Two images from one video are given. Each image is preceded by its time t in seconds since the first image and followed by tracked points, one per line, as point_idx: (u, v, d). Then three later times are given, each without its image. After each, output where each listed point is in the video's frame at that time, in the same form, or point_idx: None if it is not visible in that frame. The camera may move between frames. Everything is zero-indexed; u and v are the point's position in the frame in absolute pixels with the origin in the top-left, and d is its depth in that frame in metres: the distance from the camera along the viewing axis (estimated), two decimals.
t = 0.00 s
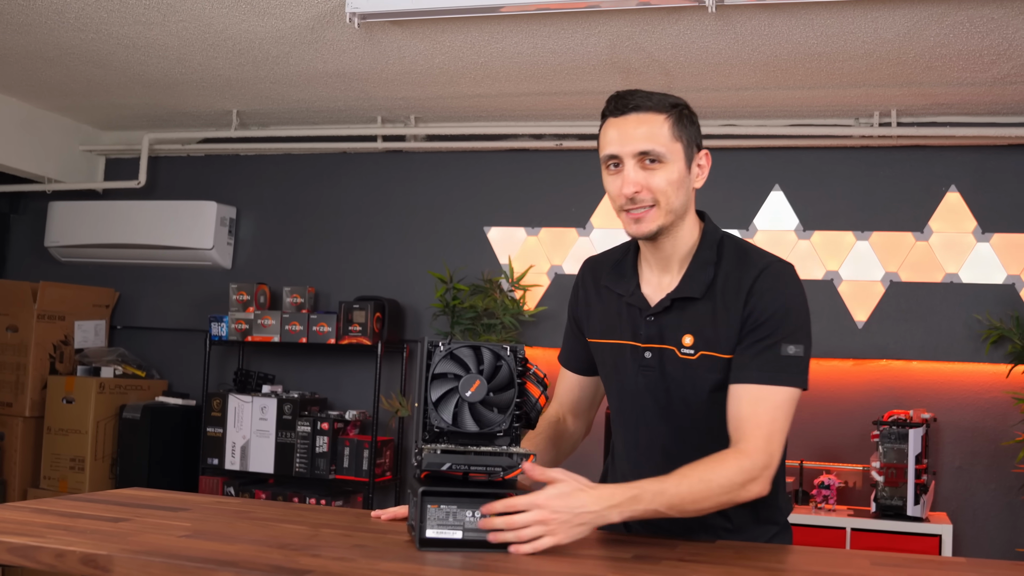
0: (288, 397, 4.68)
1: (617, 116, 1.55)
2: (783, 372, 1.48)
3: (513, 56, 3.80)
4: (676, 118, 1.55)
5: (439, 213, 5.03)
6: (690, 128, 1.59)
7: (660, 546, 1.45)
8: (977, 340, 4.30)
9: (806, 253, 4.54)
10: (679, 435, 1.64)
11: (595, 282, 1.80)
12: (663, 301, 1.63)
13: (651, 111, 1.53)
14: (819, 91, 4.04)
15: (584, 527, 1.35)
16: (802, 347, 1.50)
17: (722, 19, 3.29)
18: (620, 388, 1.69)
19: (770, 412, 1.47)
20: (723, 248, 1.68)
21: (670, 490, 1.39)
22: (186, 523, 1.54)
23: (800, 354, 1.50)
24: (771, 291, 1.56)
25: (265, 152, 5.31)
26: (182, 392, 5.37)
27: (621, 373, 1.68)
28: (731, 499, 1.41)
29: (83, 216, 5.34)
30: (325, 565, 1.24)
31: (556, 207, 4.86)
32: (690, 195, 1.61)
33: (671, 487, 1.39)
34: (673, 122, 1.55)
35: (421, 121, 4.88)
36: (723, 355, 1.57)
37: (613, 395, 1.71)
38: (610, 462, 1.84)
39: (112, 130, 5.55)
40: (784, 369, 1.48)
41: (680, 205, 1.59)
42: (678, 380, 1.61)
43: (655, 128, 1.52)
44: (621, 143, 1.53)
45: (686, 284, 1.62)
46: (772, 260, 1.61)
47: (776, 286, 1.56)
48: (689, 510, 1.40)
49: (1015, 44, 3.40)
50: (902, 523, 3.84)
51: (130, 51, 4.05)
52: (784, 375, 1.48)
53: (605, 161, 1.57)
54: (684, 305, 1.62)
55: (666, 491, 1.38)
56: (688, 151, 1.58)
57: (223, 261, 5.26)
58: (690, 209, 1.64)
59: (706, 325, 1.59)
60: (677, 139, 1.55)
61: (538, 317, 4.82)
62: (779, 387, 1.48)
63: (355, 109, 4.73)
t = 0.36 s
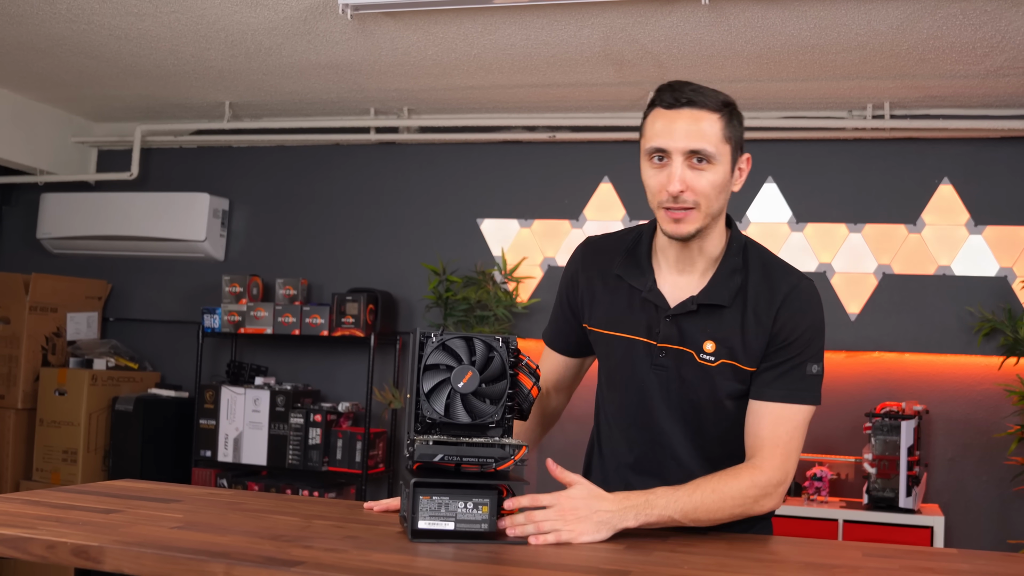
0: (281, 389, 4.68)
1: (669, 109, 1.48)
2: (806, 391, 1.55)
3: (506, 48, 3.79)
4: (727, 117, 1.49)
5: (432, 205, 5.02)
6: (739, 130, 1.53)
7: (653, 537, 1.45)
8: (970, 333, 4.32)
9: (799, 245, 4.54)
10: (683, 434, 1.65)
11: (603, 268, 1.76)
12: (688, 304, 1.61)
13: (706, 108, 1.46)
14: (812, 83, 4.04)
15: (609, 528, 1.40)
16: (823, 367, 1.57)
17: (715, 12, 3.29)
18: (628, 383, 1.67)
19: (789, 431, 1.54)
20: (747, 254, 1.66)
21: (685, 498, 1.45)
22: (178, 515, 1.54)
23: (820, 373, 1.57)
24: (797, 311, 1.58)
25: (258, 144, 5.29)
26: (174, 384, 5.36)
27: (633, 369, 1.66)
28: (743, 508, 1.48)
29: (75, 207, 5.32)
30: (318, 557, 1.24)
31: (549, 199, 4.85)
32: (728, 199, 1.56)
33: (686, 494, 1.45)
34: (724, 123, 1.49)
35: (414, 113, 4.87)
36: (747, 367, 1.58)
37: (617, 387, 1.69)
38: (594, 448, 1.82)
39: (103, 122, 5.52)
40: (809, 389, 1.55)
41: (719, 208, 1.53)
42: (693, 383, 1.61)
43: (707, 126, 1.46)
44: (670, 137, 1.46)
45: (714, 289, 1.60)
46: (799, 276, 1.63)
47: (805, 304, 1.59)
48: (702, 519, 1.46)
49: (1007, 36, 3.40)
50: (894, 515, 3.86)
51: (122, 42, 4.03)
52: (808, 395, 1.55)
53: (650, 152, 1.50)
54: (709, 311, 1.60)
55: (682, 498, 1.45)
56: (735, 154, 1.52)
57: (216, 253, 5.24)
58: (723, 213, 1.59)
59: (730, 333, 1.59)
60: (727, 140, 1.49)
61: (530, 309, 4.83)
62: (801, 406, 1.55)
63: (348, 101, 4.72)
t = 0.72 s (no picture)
0: (281, 385, 4.68)
1: (678, 120, 1.50)
2: (812, 411, 1.54)
3: (506, 43, 3.78)
4: (736, 136, 1.50)
5: (431, 201, 5.02)
6: (749, 150, 1.53)
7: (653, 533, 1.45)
8: (970, 328, 4.31)
9: (799, 240, 4.54)
10: (679, 436, 1.65)
11: (623, 261, 1.77)
12: (696, 310, 1.61)
13: (709, 126, 1.48)
14: (812, 78, 4.03)
15: (610, 526, 1.40)
16: (834, 389, 1.56)
17: (715, 7, 3.29)
18: (631, 379, 1.68)
19: (798, 453, 1.53)
20: (764, 268, 1.66)
21: (690, 506, 1.43)
22: (178, 510, 1.54)
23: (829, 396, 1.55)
24: (806, 331, 1.57)
25: (257, 140, 5.29)
26: (174, 380, 5.37)
27: (637, 367, 1.67)
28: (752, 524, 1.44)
29: (74, 203, 5.32)
30: (317, 552, 1.24)
31: (549, 195, 4.85)
32: (733, 215, 1.56)
33: (692, 502, 1.44)
34: (730, 142, 1.49)
35: (413, 108, 4.86)
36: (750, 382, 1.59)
37: (620, 380, 1.70)
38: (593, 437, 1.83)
39: (103, 117, 5.52)
40: (814, 409, 1.54)
41: (718, 223, 1.55)
42: (693, 389, 1.61)
43: (707, 144, 1.47)
44: (669, 150, 1.48)
45: (723, 300, 1.60)
46: (813, 296, 1.62)
47: (817, 326, 1.57)
48: (705, 530, 1.43)
49: (1008, 31, 3.39)
50: (893, 510, 3.86)
51: (121, 37, 4.03)
52: (813, 414, 1.54)
53: (658, 159, 1.53)
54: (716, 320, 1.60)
55: (689, 506, 1.43)
56: (739, 174, 1.53)
57: (215, 248, 5.24)
58: (733, 228, 1.60)
59: (735, 345, 1.59)
60: (728, 159, 1.50)
61: (530, 305, 4.82)
62: (810, 426, 1.54)
63: (347, 96, 4.71)
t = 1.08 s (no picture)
0: (279, 381, 4.68)
1: (691, 128, 1.49)
2: (815, 409, 1.54)
3: (503, 39, 3.78)
4: (748, 147, 1.48)
5: (429, 196, 5.02)
6: (761, 162, 1.52)
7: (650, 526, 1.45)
8: (968, 322, 4.32)
9: (797, 234, 4.54)
10: (681, 435, 1.65)
11: (626, 256, 1.76)
12: (699, 312, 1.60)
13: (721, 136, 1.47)
14: (809, 72, 4.03)
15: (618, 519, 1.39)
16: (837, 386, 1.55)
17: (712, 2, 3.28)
18: (633, 378, 1.68)
19: (801, 449, 1.53)
20: (770, 266, 1.65)
21: (691, 500, 1.43)
22: (175, 506, 1.54)
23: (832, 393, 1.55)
24: (810, 329, 1.56)
25: (255, 136, 5.28)
26: (173, 376, 5.37)
27: (640, 366, 1.67)
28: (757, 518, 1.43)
29: (72, 200, 5.31)
30: (315, 548, 1.24)
31: (546, 189, 4.84)
32: (739, 227, 1.55)
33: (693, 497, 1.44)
34: (741, 153, 1.48)
35: (411, 104, 4.86)
36: (753, 381, 1.59)
37: (620, 375, 1.70)
38: (591, 429, 1.82)
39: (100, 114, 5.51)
40: (818, 408, 1.54)
41: (723, 233, 1.54)
42: (695, 389, 1.61)
43: (719, 154, 1.46)
44: (680, 157, 1.47)
45: (727, 302, 1.59)
46: (817, 292, 1.61)
47: (821, 325, 1.56)
48: (706, 526, 1.43)
49: (1005, 25, 3.39)
50: (892, 504, 3.86)
51: (118, 34, 4.02)
52: (816, 412, 1.53)
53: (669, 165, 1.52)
54: (720, 322, 1.60)
55: (690, 499, 1.44)
56: (748, 187, 1.52)
57: (213, 245, 5.24)
58: (739, 239, 1.59)
59: (738, 346, 1.59)
60: (738, 171, 1.49)
61: (528, 300, 4.82)
62: (813, 423, 1.53)
63: (345, 92, 4.71)
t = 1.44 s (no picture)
0: (280, 377, 4.68)
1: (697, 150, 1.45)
2: (816, 407, 1.54)
3: (503, 35, 3.77)
4: (754, 169, 1.46)
5: (429, 193, 5.01)
6: (767, 182, 1.50)
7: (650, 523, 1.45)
8: (969, 318, 4.31)
9: (797, 230, 4.54)
10: (681, 437, 1.65)
11: (624, 259, 1.75)
12: (698, 317, 1.59)
13: (730, 161, 1.43)
14: (810, 68, 4.02)
15: (623, 517, 1.39)
16: (836, 382, 1.55)
17: None
18: (632, 382, 1.68)
19: (801, 446, 1.53)
20: (768, 266, 1.64)
21: (693, 498, 1.43)
22: (176, 503, 1.54)
23: (831, 389, 1.55)
24: (808, 328, 1.56)
25: (255, 133, 5.28)
26: (173, 374, 5.37)
27: (639, 370, 1.67)
28: (759, 516, 1.44)
29: (72, 197, 5.30)
30: (316, 545, 1.24)
31: (547, 185, 4.84)
32: (743, 243, 1.55)
33: (695, 494, 1.45)
34: (749, 177, 1.45)
35: (411, 100, 4.85)
36: (752, 382, 1.58)
37: (619, 379, 1.70)
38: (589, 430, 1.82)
39: (100, 112, 5.50)
40: (818, 405, 1.54)
41: (727, 251, 1.54)
42: (695, 392, 1.61)
43: (727, 180, 1.43)
44: (687, 182, 1.44)
45: (726, 307, 1.58)
46: (815, 290, 1.60)
47: (819, 322, 1.56)
48: (708, 523, 1.43)
49: (1006, 20, 3.38)
50: (894, 500, 3.86)
51: (117, 31, 4.01)
52: (816, 409, 1.53)
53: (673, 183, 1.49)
54: (720, 326, 1.59)
55: (691, 495, 1.44)
56: (754, 207, 1.50)
57: (214, 242, 5.24)
58: (742, 252, 1.59)
59: (737, 349, 1.58)
60: (745, 194, 1.46)
61: (529, 297, 4.82)
62: (813, 421, 1.53)
63: (345, 88, 4.70)
